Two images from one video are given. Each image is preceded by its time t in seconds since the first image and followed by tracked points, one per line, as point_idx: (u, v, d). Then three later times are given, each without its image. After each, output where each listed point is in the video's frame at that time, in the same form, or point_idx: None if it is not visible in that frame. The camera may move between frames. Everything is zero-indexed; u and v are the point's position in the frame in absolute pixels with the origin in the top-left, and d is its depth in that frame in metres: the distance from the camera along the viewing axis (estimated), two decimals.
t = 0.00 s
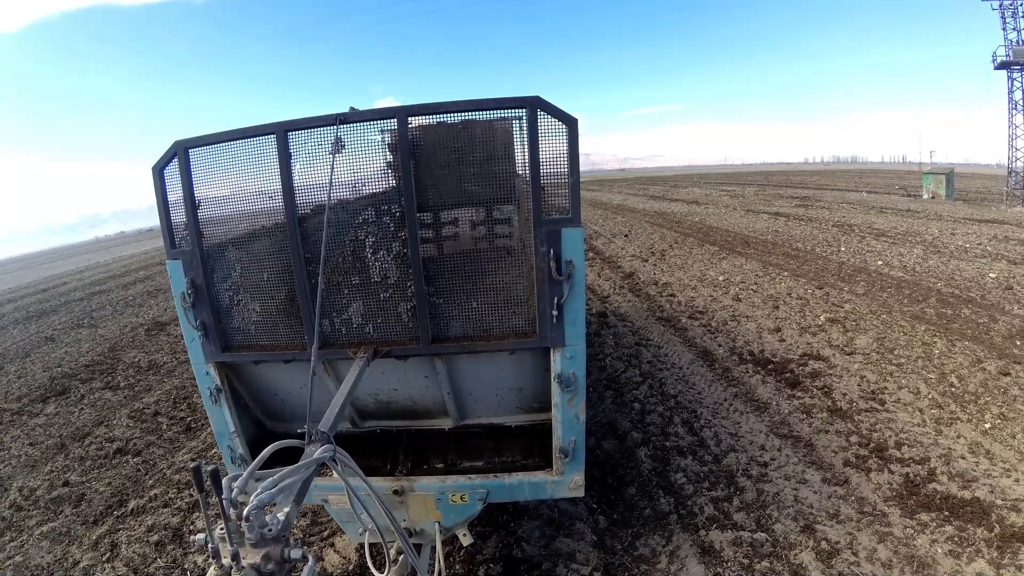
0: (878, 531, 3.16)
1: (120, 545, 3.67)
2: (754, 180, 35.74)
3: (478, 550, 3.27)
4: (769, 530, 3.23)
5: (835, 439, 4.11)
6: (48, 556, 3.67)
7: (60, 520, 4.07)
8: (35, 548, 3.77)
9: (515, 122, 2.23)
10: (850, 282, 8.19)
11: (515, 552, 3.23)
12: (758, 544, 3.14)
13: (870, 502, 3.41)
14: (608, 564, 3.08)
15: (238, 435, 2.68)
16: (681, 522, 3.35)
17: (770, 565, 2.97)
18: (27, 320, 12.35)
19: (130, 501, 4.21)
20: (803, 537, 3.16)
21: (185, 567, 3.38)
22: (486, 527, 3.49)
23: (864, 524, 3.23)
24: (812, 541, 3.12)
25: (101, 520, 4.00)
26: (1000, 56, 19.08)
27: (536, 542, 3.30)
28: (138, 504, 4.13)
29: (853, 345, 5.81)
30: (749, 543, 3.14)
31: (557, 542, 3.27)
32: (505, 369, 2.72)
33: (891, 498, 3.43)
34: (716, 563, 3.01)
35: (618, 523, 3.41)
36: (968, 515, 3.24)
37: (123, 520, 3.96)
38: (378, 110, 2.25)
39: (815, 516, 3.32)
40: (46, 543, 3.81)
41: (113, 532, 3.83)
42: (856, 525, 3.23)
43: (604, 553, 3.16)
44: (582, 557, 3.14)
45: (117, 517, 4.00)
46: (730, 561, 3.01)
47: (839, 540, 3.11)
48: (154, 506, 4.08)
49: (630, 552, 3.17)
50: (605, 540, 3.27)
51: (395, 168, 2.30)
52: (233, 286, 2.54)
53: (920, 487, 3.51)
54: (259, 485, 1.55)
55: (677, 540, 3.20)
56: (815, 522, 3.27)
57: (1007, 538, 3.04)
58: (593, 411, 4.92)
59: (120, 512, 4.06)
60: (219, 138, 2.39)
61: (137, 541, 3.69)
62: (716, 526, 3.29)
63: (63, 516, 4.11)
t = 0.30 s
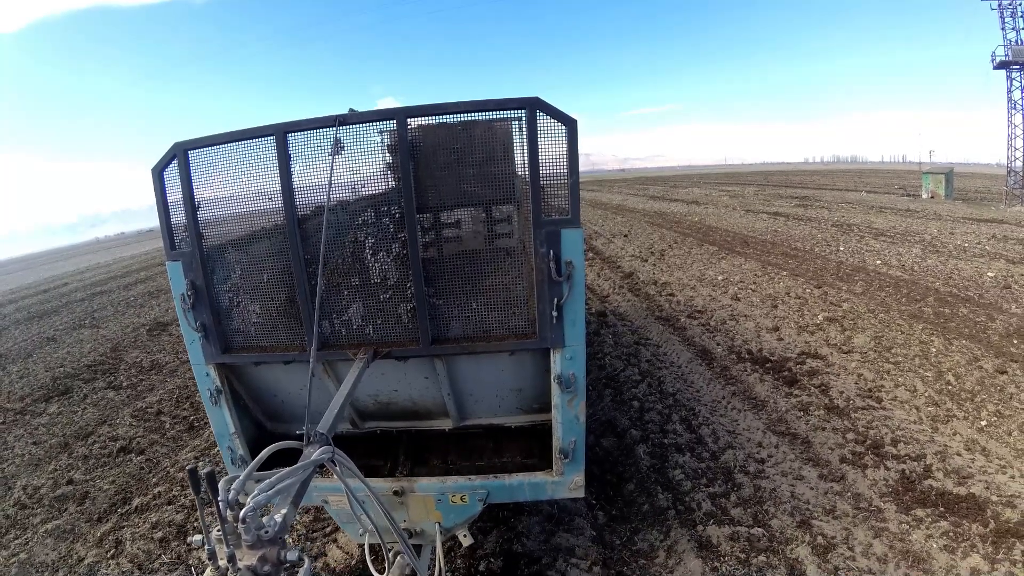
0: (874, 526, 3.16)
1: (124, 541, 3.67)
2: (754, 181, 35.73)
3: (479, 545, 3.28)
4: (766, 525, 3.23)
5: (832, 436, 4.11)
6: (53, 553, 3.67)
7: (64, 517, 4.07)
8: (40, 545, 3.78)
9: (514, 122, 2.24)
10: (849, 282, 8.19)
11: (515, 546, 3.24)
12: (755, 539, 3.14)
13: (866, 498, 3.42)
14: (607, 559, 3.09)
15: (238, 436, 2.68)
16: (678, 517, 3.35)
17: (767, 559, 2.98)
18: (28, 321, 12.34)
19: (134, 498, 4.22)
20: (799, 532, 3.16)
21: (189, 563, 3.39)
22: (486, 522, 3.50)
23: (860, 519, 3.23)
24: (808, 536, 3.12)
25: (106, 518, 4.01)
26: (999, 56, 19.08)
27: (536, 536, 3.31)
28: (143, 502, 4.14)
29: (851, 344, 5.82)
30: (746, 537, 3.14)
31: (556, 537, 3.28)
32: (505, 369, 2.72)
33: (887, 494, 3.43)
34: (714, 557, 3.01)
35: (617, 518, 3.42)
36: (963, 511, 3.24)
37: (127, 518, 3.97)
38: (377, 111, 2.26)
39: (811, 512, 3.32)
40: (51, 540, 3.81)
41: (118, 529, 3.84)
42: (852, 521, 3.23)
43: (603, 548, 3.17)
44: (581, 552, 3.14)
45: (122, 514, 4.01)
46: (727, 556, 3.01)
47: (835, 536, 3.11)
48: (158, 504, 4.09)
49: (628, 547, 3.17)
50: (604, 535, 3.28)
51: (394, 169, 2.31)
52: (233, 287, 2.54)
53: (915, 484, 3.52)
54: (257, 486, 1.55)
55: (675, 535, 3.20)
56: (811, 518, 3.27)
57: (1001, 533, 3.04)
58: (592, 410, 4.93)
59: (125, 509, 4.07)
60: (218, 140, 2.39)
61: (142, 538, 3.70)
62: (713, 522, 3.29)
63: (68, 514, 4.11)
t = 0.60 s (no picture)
0: (870, 522, 3.17)
1: (128, 536, 3.68)
2: (754, 181, 35.70)
3: (480, 539, 3.29)
4: (762, 521, 3.24)
5: (829, 433, 4.11)
6: (57, 548, 3.67)
7: (68, 513, 4.07)
8: (44, 540, 3.78)
9: (515, 122, 2.23)
10: (847, 281, 8.19)
11: (515, 540, 3.25)
12: (751, 533, 3.15)
13: (862, 493, 3.42)
14: (606, 552, 3.10)
15: (238, 435, 2.68)
16: (676, 512, 3.36)
17: (763, 554, 2.98)
18: (29, 319, 12.33)
19: (137, 494, 4.22)
20: (796, 527, 3.16)
21: (193, 557, 3.40)
22: (486, 516, 3.50)
23: (856, 515, 3.23)
24: (804, 531, 3.13)
25: (109, 513, 4.01)
26: (999, 57, 19.08)
27: (535, 530, 3.31)
28: (146, 497, 4.14)
29: (849, 343, 5.81)
30: (743, 532, 3.15)
31: (556, 531, 3.29)
32: (505, 369, 2.71)
33: (883, 491, 3.43)
34: (710, 551, 3.03)
35: (616, 513, 3.42)
36: (958, 507, 3.24)
37: (131, 513, 3.97)
38: (376, 110, 2.25)
39: (808, 507, 3.32)
40: (55, 535, 3.81)
41: (121, 524, 3.84)
42: (847, 516, 3.23)
43: (602, 542, 3.18)
44: (580, 546, 3.15)
45: (125, 510, 4.01)
46: (724, 550, 3.02)
47: (831, 531, 3.12)
48: (162, 499, 4.10)
49: (627, 541, 3.18)
50: (603, 530, 3.28)
51: (394, 168, 2.30)
52: (233, 287, 2.54)
53: (911, 480, 3.52)
54: (255, 486, 1.55)
55: (673, 530, 3.21)
56: (807, 513, 3.27)
57: (995, 529, 3.04)
58: (590, 407, 4.93)
59: (128, 505, 4.07)
60: (218, 139, 2.39)
61: (145, 533, 3.70)
62: (710, 516, 3.30)
63: (72, 509, 4.11)
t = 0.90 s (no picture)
0: (864, 516, 3.17)
1: (133, 530, 3.69)
2: (754, 180, 35.67)
3: (481, 531, 3.31)
4: (758, 514, 3.25)
5: (825, 429, 4.12)
6: (62, 542, 3.67)
7: (73, 508, 4.07)
8: (50, 535, 3.78)
9: (515, 120, 2.23)
10: (845, 280, 8.19)
11: (515, 532, 3.27)
12: (747, 526, 3.16)
13: (857, 488, 3.42)
14: (604, 544, 3.11)
15: (238, 434, 2.67)
16: (674, 506, 3.37)
17: (758, 546, 2.99)
18: (31, 317, 12.31)
19: (142, 489, 4.22)
20: (791, 520, 3.17)
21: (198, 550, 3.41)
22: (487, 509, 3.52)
23: (851, 509, 3.23)
24: (799, 525, 3.14)
25: (114, 508, 4.01)
26: (998, 57, 19.06)
27: (536, 523, 3.32)
28: (150, 492, 4.14)
29: (846, 341, 5.81)
30: (739, 525, 3.16)
31: (555, 524, 3.30)
32: (506, 368, 2.72)
33: (877, 485, 3.43)
34: (707, 544, 3.04)
35: (615, 506, 3.43)
36: (952, 502, 3.24)
37: (135, 507, 3.97)
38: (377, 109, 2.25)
39: (803, 501, 3.33)
40: (60, 529, 3.82)
41: (126, 518, 3.85)
42: (842, 510, 3.24)
43: (600, 534, 3.19)
44: (579, 538, 3.16)
45: (130, 504, 4.01)
46: (720, 543, 3.04)
47: (825, 524, 3.12)
48: (166, 494, 4.10)
49: (625, 534, 3.19)
50: (602, 522, 3.30)
51: (395, 167, 2.30)
52: (233, 285, 2.54)
53: (906, 476, 3.52)
54: (255, 485, 1.54)
55: (670, 523, 3.22)
56: (802, 507, 3.28)
57: (989, 523, 3.04)
58: (589, 403, 4.93)
59: (133, 500, 4.07)
60: (219, 137, 2.39)
61: (150, 526, 3.72)
62: (707, 510, 3.31)
63: (76, 504, 4.11)
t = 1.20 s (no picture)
0: (856, 508, 3.20)
1: (141, 521, 3.73)
2: (755, 181, 35.63)
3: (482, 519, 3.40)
4: (752, 505, 3.29)
5: (818, 424, 4.13)
6: (71, 533, 3.69)
7: (81, 500, 4.09)
8: (58, 526, 3.80)
9: (517, 121, 2.22)
10: (842, 280, 8.18)
11: (515, 522, 3.34)
12: (740, 516, 3.21)
13: (848, 481, 3.44)
14: (602, 534, 3.17)
15: (238, 434, 2.66)
16: (669, 496, 3.41)
17: (751, 536, 3.03)
18: (33, 315, 12.29)
19: (149, 481, 4.24)
20: (783, 511, 3.21)
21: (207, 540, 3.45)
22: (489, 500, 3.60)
23: (842, 500, 3.26)
24: (791, 515, 3.18)
25: (122, 499, 4.03)
26: (997, 59, 19.04)
27: (535, 513, 3.40)
28: (158, 484, 4.17)
29: (841, 339, 5.81)
30: (732, 515, 3.20)
31: (554, 513, 3.37)
32: (507, 369, 2.71)
33: (869, 479, 3.46)
34: (702, 533, 3.08)
35: (612, 497, 3.48)
36: (942, 495, 3.26)
37: (143, 499, 4.01)
38: (378, 109, 2.24)
39: (796, 493, 3.36)
40: (68, 521, 3.84)
41: (134, 509, 3.88)
42: (834, 502, 3.26)
43: (598, 525, 3.25)
44: (577, 527, 3.21)
45: (137, 496, 4.04)
46: (714, 532, 3.09)
47: (817, 515, 3.16)
48: (173, 486, 4.13)
49: (622, 523, 3.24)
50: (599, 513, 3.35)
51: (396, 167, 2.29)
52: (234, 285, 2.54)
53: (897, 469, 3.53)
54: (259, 486, 1.53)
55: (666, 513, 3.27)
56: (795, 498, 3.31)
57: (977, 515, 3.06)
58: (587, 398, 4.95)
59: (140, 491, 4.10)
60: (222, 136, 2.38)
61: (158, 517, 3.76)
62: (702, 501, 3.35)
63: (84, 496, 4.13)
